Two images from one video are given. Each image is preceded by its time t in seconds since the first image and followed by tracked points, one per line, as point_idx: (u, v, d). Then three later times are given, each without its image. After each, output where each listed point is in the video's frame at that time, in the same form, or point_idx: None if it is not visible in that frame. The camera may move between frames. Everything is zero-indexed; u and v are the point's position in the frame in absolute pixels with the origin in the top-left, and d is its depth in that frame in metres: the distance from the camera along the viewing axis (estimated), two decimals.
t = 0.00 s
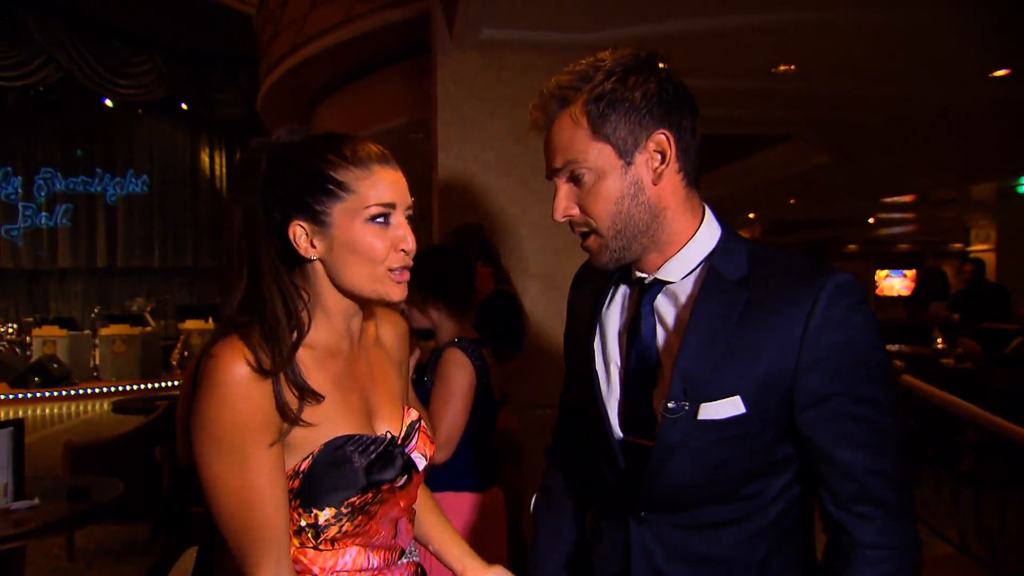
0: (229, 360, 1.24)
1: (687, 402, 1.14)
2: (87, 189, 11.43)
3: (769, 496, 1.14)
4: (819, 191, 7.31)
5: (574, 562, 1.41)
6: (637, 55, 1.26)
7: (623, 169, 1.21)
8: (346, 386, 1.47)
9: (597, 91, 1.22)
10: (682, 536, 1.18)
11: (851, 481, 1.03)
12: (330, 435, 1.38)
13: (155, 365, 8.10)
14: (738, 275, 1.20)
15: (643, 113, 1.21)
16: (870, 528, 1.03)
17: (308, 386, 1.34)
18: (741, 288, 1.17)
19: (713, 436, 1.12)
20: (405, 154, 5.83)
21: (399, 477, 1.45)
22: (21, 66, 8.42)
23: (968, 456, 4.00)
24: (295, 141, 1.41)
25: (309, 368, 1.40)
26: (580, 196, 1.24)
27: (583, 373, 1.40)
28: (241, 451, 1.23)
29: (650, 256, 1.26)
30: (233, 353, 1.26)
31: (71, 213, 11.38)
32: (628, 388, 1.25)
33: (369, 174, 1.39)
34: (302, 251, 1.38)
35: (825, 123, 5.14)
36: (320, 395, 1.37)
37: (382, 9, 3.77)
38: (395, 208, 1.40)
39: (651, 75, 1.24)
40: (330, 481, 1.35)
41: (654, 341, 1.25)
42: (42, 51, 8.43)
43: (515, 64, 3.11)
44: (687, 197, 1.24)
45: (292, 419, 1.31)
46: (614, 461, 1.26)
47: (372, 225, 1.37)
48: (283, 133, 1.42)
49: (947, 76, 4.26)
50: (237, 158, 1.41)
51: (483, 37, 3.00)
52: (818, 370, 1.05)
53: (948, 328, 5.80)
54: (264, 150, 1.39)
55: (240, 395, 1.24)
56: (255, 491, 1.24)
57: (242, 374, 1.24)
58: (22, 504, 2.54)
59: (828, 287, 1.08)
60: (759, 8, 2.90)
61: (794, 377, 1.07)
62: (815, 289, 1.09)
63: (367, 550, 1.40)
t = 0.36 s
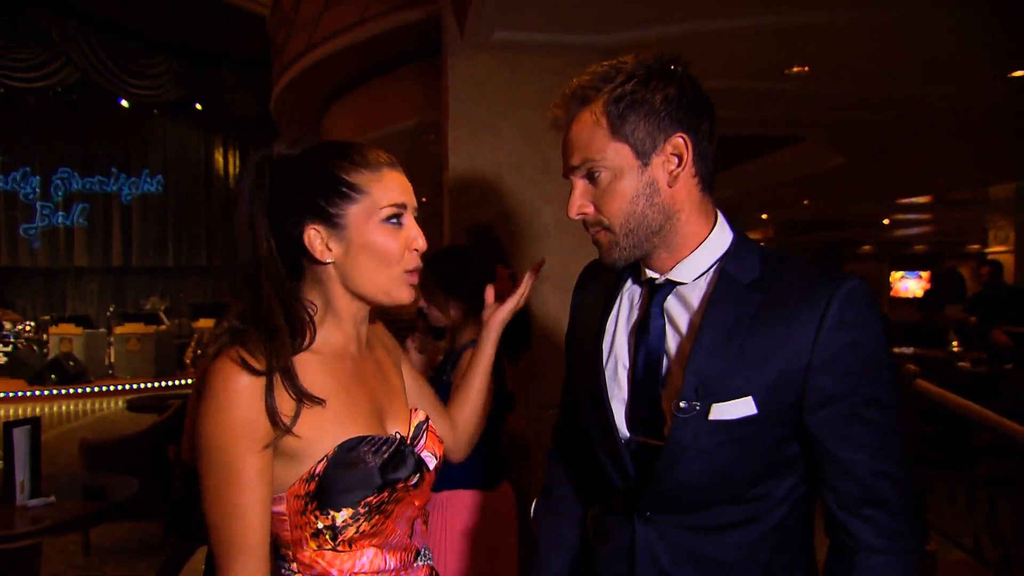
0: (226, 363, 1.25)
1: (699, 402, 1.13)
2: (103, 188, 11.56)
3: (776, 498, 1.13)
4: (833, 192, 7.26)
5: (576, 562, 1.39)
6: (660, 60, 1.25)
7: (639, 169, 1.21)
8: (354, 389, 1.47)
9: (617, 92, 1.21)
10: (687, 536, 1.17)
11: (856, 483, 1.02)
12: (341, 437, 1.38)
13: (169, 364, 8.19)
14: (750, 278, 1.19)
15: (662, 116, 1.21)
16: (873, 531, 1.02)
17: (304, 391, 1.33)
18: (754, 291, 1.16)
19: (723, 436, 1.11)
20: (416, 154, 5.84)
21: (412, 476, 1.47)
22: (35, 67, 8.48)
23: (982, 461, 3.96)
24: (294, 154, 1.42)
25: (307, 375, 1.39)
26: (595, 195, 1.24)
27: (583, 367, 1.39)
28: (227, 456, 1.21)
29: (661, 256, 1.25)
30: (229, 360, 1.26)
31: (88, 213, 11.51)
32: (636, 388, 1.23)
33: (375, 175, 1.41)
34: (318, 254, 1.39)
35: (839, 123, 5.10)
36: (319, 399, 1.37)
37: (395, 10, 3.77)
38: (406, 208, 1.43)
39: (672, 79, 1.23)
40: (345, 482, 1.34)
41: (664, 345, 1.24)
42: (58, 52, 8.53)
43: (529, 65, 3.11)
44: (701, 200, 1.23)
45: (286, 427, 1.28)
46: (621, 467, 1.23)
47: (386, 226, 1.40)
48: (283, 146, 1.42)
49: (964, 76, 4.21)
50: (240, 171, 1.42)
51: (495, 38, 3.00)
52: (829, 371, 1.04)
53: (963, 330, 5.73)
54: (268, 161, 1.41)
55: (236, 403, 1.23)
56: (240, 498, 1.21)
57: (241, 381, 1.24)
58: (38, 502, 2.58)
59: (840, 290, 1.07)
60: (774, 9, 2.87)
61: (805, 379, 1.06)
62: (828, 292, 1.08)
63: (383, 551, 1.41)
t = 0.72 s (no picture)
0: (231, 367, 1.27)
1: (684, 403, 1.12)
2: (115, 184, 11.67)
3: (761, 497, 1.13)
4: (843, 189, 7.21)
5: (570, 560, 1.39)
6: (650, 66, 1.25)
7: (627, 173, 1.21)
8: (357, 396, 1.49)
9: (607, 96, 1.21)
10: (676, 534, 1.18)
11: (838, 482, 1.03)
12: (339, 447, 1.39)
13: (181, 359, 8.27)
14: (735, 280, 1.19)
15: (651, 121, 1.20)
16: (856, 530, 1.02)
17: (309, 406, 1.35)
18: (740, 294, 1.16)
19: (708, 436, 1.11)
20: (424, 153, 5.87)
21: (409, 484, 1.49)
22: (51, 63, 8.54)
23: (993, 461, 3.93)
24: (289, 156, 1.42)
25: (314, 387, 1.41)
26: (585, 197, 1.24)
27: (575, 363, 1.39)
28: (219, 457, 1.23)
29: (649, 258, 1.25)
30: (232, 366, 1.28)
31: (100, 209, 11.58)
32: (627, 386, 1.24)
33: (378, 178, 1.42)
34: (323, 260, 1.41)
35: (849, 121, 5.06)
36: (324, 414, 1.38)
37: (403, 9, 3.78)
38: (408, 208, 1.44)
39: (660, 83, 1.23)
40: (342, 492, 1.37)
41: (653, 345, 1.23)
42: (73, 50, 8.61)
43: (536, 63, 3.11)
44: (688, 202, 1.23)
45: (286, 443, 1.31)
46: (614, 467, 1.23)
47: (388, 229, 1.40)
48: (277, 147, 1.42)
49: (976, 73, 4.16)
50: (239, 173, 1.42)
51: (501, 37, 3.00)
52: (811, 372, 1.04)
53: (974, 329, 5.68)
54: (257, 168, 1.40)
55: (235, 410, 1.25)
56: (225, 501, 1.24)
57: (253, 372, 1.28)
58: (50, 496, 2.60)
59: (822, 292, 1.07)
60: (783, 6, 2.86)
61: (789, 379, 1.07)
62: (811, 293, 1.08)
63: (379, 557, 1.44)
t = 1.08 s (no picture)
0: (202, 373, 1.30)
1: (668, 397, 1.13)
2: (114, 176, 11.65)
3: (747, 487, 1.14)
4: (844, 180, 7.19)
5: (565, 550, 1.40)
6: (624, 63, 1.24)
7: (632, 170, 1.17)
8: (335, 391, 1.49)
9: (607, 94, 1.17)
10: (664, 525, 1.18)
11: (822, 473, 1.02)
12: (320, 440, 1.41)
13: (181, 351, 8.28)
14: (717, 275, 1.19)
15: (651, 118, 1.19)
16: (843, 521, 1.02)
17: (286, 403, 1.36)
18: (722, 288, 1.17)
19: (694, 430, 1.11)
20: (423, 145, 5.87)
21: (394, 474, 1.49)
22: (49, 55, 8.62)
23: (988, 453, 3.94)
24: (263, 146, 1.43)
25: (287, 385, 1.41)
26: (591, 198, 1.16)
27: (566, 354, 1.39)
28: (200, 464, 1.26)
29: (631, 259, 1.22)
30: (200, 375, 1.30)
31: (100, 201, 11.59)
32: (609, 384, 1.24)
33: (350, 172, 1.41)
34: (296, 256, 1.41)
35: (848, 112, 5.04)
36: (303, 408, 1.40)
37: None
38: (383, 202, 1.43)
39: (643, 81, 1.22)
40: (326, 483, 1.38)
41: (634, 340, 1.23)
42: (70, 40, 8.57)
43: (532, 55, 3.10)
44: (673, 200, 1.23)
45: (270, 439, 1.33)
46: (598, 452, 1.24)
47: (362, 223, 1.40)
48: (249, 139, 1.43)
49: (976, 64, 4.14)
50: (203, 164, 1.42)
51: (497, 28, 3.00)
52: (794, 363, 1.05)
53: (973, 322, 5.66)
54: (233, 158, 1.41)
55: (214, 416, 1.27)
56: (213, 502, 1.27)
57: (219, 380, 1.30)
58: (50, 486, 2.61)
59: (803, 284, 1.07)
60: None
61: (771, 371, 1.07)
62: (791, 285, 1.09)
63: (366, 543, 1.44)
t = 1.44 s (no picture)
0: (207, 365, 1.31)
1: (678, 394, 1.12)
2: (119, 174, 11.67)
3: (758, 481, 1.14)
4: (849, 174, 7.15)
5: (571, 544, 1.39)
6: (628, 54, 1.22)
7: (641, 168, 1.15)
8: (336, 391, 1.48)
9: (614, 91, 1.14)
10: (674, 520, 1.18)
11: (834, 468, 1.01)
12: (323, 441, 1.41)
13: (187, 348, 8.30)
14: (724, 269, 1.18)
15: (657, 113, 1.17)
16: (856, 516, 1.01)
17: (288, 401, 1.36)
18: (729, 282, 1.15)
19: (704, 426, 1.10)
20: (426, 141, 5.87)
21: (393, 475, 1.49)
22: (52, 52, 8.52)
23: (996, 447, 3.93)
24: (291, 144, 1.43)
25: (292, 383, 1.41)
26: (599, 198, 1.14)
27: (568, 351, 1.38)
28: (203, 457, 1.27)
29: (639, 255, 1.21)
30: (206, 369, 1.30)
31: (104, 198, 11.62)
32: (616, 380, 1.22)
33: (353, 179, 1.39)
34: (295, 259, 1.40)
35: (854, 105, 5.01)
36: (304, 407, 1.39)
37: None
38: (385, 212, 1.40)
39: (648, 74, 1.20)
40: (327, 483, 1.38)
41: (642, 334, 1.22)
42: (73, 37, 8.56)
43: (536, 48, 3.09)
44: (678, 194, 1.23)
45: (272, 437, 1.33)
46: (608, 446, 1.23)
47: (360, 233, 1.37)
48: (279, 137, 1.44)
49: (983, 56, 4.11)
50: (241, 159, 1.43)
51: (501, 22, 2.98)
52: (805, 357, 1.04)
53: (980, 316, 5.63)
54: (260, 154, 1.42)
55: (220, 410, 1.28)
56: (211, 495, 1.27)
57: (224, 371, 1.30)
58: (56, 483, 2.61)
59: (812, 278, 1.06)
60: None
61: (781, 366, 1.06)
62: (801, 278, 1.08)
63: (362, 541, 1.44)
